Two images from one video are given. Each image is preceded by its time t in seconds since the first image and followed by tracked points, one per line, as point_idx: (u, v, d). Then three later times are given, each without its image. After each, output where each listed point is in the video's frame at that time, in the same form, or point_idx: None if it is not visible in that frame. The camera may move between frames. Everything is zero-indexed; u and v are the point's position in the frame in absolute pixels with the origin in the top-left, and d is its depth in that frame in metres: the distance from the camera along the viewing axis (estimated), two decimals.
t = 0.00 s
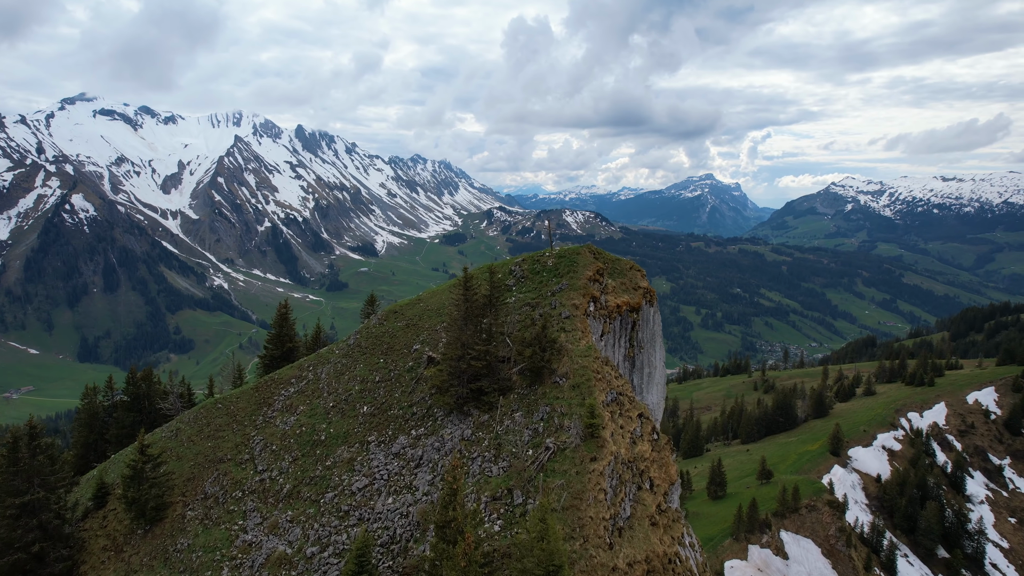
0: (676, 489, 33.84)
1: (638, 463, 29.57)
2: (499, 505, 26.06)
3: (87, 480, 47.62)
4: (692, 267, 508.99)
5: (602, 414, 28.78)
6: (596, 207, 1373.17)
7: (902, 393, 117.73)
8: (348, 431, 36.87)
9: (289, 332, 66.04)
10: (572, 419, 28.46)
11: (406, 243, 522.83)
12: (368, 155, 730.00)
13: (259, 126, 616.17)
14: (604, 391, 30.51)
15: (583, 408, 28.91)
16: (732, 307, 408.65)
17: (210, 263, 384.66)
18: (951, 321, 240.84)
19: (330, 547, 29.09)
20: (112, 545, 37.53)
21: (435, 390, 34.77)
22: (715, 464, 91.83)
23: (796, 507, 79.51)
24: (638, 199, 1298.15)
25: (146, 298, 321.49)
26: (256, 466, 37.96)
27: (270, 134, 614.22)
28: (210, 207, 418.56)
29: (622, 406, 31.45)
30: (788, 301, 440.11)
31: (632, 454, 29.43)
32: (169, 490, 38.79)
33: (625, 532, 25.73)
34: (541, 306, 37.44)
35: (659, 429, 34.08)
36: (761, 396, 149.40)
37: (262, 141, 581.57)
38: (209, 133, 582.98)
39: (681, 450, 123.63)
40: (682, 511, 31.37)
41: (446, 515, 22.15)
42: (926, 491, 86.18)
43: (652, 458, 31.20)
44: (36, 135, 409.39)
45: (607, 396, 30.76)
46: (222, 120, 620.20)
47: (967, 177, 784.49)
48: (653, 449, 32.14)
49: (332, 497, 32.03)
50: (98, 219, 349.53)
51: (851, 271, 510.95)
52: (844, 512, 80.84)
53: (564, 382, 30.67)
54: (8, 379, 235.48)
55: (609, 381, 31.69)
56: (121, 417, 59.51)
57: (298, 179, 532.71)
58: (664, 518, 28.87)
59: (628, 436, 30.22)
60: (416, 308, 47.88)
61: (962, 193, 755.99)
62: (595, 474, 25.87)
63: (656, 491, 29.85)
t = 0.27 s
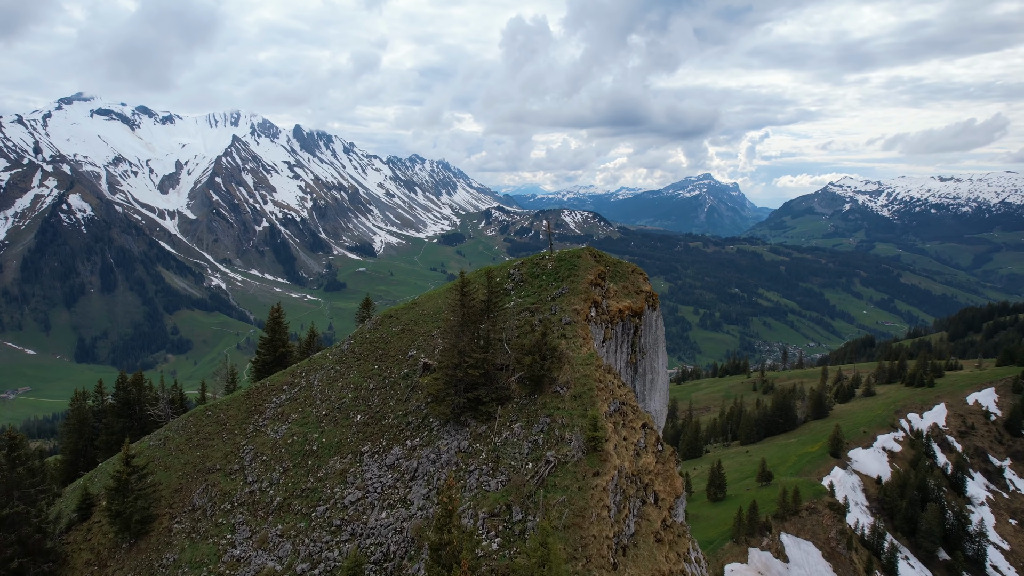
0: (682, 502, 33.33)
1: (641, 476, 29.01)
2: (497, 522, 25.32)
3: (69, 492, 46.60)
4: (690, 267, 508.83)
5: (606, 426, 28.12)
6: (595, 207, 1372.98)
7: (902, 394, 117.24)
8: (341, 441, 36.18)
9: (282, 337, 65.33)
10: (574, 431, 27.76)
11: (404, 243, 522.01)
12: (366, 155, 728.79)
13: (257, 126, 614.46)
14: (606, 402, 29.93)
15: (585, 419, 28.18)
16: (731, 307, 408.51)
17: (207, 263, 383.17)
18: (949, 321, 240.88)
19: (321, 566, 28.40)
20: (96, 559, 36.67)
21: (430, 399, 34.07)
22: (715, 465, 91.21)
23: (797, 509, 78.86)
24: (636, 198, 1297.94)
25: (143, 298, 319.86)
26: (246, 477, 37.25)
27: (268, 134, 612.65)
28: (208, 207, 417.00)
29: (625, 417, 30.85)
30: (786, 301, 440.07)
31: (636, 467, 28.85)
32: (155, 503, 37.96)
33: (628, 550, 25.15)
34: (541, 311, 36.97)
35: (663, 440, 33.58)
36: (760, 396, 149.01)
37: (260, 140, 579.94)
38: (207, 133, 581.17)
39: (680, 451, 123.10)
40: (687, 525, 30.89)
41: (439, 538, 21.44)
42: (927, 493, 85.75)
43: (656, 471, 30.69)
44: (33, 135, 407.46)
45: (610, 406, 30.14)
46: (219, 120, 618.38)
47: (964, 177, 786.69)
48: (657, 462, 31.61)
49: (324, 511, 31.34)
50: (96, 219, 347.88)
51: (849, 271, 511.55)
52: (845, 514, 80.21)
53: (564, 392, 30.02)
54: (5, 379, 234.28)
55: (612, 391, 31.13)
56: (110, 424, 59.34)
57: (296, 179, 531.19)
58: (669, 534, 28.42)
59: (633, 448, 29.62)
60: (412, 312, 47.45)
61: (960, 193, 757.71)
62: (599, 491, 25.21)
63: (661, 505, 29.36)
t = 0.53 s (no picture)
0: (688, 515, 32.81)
1: (645, 490, 28.38)
2: (493, 540, 24.62)
3: (53, 503, 45.81)
4: (689, 267, 508.65)
5: (609, 438, 27.49)
6: (593, 207, 1373.39)
7: (902, 395, 116.88)
8: (335, 451, 35.51)
9: (274, 342, 65.05)
10: (575, 444, 27.09)
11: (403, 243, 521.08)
12: (364, 155, 727.62)
13: (255, 126, 612.77)
14: (610, 412, 29.29)
15: (588, 430, 27.52)
16: (729, 307, 408.41)
17: (205, 263, 381.79)
18: (947, 321, 240.88)
19: None
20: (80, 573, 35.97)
21: (425, 409, 33.40)
22: (715, 467, 90.60)
23: (797, 512, 78.37)
24: (634, 198, 1297.77)
25: (141, 298, 318.28)
26: (235, 490, 36.56)
27: (266, 134, 611.08)
28: (206, 207, 415.52)
29: (629, 426, 30.28)
30: (785, 301, 440.18)
31: (641, 481, 28.21)
32: (141, 516, 37.31)
33: (631, 568, 24.64)
34: (541, 316, 36.51)
35: (668, 452, 32.97)
36: (759, 397, 148.91)
37: (258, 140, 578.36)
38: (205, 132, 579.59)
39: (679, 452, 122.69)
40: (692, 541, 30.49)
41: (434, 559, 21.10)
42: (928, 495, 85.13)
43: (661, 485, 30.13)
44: (30, 135, 405.58)
45: (613, 417, 29.45)
46: (217, 120, 616.88)
47: (962, 178, 788.28)
48: (662, 475, 31.05)
49: (315, 526, 30.72)
50: (93, 219, 346.35)
51: (847, 271, 512.05)
52: (846, 517, 79.64)
53: (565, 403, 29.37)
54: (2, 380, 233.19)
55: (615, 401, 30.58)
56: (100, 429, 59.14)
57: (294, 179, 529.79)
58: (674, 549, 27.94)
59: (637, 460, 28.96)
60: (408, 317, 46.99)
61: (957, 193, 759.10)
62: (602, 507, 24.49)
63: (666, 520, 28.90)
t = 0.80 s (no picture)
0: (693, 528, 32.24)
1: (651, 505, 27.68)
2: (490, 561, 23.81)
3: (34, 516, 45.02)
4: (687, 267, 508.41)
5: (613, 451, 26.86)
6: (591, 207, 1373.02)
7: (901, 396, 116.55)
8: (327, 461, 34.85)
9: (267, 346, 64.39)
10: (577, 458, 26.37)
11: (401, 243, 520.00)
12: (362, 155, 726.38)
13: (253, 125, 611.22)
14: (613, 423, 28.69)
15: (591, 443, 26.87)
16: (727, 306, 408.15)
17: (203, 263, 380.13)
18: (946, 321, 240.92)
19: None
20: None
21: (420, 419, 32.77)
22: (714, 469, 90.13)
23: (797, 514, 77.87)
24: (633, 198, 1297.34)
25: (139, 298, 316.70)
26: (223, 502, 35.89)
27: (264, 134, 609.55)
28: (203, 207, 414.10)
29: (632, 437, 29.66)
30: (783, 301, 440.01)
31: (645, 497, 27.49)
32: (126, 529, 36.58)
33: None
34: (541, 322, 36.11)
35: (673, 464, 32.37)
36: (758, 398, 148.58)
37: (255, 140, 576.65)
38: (203, 132, 577.97)
39: (678, 453, 122.15)
40: (698, 556, 29.82)
41: None
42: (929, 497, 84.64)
43: (667, 499, 29.48)
44: (27, 135, 403.59)
45: (616, 428, 28.85)
46: (215, 120, 615.20)
47: (959, 178, 790.34)
48: (668, 488, 30.44)
49: (306, 541, 29.99)
50: (90, 219, 344.74)
51: (845, 271, 512.46)
52: (847, 519, 79.12)
53: (566, 414, 28.76)
54: None
55: (619, 410, 30.04)
56: (89, 435, 58.50)
57: (292, 178, 528.33)
58: (679, 566, 27.39)
59: (641, 473, 28.31)
60: (402, 323, 46.71)
61: (955, 193, 760.63)
62: (606, 525, 23.79)
63: (672, 537, 28.26)
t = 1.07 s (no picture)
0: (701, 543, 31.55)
1: (657, 521, 27.00)
2: None
3: (17, 527, 44.38)
4: (685, 267, 507.95)
5: (618, 465, 26.12)
6: (590, 207, 1372.23)
7: (902, 397, 116.04)
8: (318, 473, 34.15)
9: (259, 351, 63.83)
10: (580, 474, 25.57)
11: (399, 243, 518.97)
12: (361, 155, 725.23)
13: (252, 125, 609.74)
14: (618, 436, 27.98)
15: (595, 457, 26.10)
16: (726, 306, 407.70)
17: (201, 263, 378.79)
18: (945, 321, 240.74)
19: None
20: None
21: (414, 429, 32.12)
22: (714, 471, 89.63)
23: (798, 517, 77.29)
24: (631, 198, 1296.35)
25: (137, 299, 315.16)
26: (211, 514, 35.21)
27: (263, 134, 608.09)
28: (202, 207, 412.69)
29: (637, 449, 28.94)
30: (782, 301, 439.63)
31: (651, 514, 26.74)
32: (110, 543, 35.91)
33: None
34: (541, 328, 35.62)
35: (679, 477, 31.71)
36: (758, 399, 148.11)
37: (254, 140, 574.99)
38: (201, 132, 576.54)
39: (678, 455, 121.55)
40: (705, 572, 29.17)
41: None
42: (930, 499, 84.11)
43: (673, 515, 28.78)
44: (24, 134, 401.71)
45: (621, 442, 28.07)
46: (214, 120, 613.64)
47: (957, 178, 791.97)
48: (675, 504, 29.84)
49: (295, 558, 29.29)
50: (88, 219, 343.31)
51: (843, 271, 512.59)
52: (848, 521, 78.50)
53: (568, 426, 28.10)
54: None
55: (623, 421, 29.39)
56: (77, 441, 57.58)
57: (290, 178, 526.90)
58: None
59: (648, 487, 27.62)
60: (398, 327, 46.34)
61: (953, 193, 761.78)
62: (612, 545, 22.96)
63: (679, 555, 27.62)
